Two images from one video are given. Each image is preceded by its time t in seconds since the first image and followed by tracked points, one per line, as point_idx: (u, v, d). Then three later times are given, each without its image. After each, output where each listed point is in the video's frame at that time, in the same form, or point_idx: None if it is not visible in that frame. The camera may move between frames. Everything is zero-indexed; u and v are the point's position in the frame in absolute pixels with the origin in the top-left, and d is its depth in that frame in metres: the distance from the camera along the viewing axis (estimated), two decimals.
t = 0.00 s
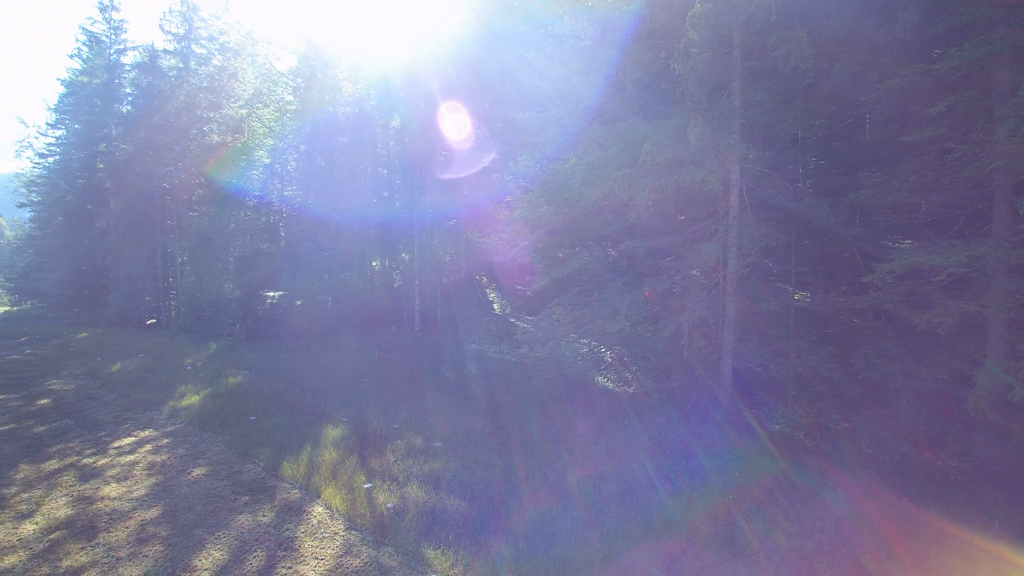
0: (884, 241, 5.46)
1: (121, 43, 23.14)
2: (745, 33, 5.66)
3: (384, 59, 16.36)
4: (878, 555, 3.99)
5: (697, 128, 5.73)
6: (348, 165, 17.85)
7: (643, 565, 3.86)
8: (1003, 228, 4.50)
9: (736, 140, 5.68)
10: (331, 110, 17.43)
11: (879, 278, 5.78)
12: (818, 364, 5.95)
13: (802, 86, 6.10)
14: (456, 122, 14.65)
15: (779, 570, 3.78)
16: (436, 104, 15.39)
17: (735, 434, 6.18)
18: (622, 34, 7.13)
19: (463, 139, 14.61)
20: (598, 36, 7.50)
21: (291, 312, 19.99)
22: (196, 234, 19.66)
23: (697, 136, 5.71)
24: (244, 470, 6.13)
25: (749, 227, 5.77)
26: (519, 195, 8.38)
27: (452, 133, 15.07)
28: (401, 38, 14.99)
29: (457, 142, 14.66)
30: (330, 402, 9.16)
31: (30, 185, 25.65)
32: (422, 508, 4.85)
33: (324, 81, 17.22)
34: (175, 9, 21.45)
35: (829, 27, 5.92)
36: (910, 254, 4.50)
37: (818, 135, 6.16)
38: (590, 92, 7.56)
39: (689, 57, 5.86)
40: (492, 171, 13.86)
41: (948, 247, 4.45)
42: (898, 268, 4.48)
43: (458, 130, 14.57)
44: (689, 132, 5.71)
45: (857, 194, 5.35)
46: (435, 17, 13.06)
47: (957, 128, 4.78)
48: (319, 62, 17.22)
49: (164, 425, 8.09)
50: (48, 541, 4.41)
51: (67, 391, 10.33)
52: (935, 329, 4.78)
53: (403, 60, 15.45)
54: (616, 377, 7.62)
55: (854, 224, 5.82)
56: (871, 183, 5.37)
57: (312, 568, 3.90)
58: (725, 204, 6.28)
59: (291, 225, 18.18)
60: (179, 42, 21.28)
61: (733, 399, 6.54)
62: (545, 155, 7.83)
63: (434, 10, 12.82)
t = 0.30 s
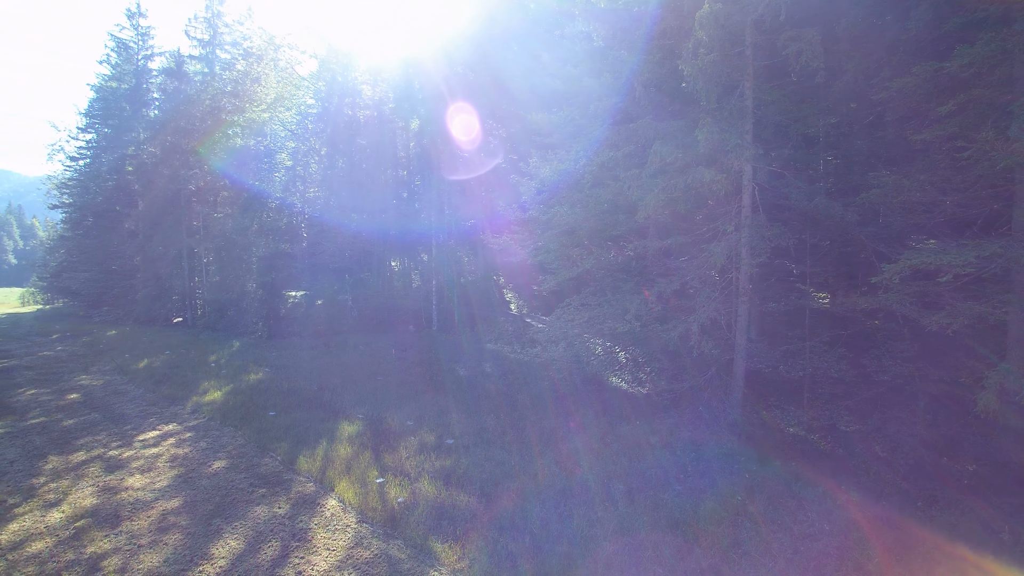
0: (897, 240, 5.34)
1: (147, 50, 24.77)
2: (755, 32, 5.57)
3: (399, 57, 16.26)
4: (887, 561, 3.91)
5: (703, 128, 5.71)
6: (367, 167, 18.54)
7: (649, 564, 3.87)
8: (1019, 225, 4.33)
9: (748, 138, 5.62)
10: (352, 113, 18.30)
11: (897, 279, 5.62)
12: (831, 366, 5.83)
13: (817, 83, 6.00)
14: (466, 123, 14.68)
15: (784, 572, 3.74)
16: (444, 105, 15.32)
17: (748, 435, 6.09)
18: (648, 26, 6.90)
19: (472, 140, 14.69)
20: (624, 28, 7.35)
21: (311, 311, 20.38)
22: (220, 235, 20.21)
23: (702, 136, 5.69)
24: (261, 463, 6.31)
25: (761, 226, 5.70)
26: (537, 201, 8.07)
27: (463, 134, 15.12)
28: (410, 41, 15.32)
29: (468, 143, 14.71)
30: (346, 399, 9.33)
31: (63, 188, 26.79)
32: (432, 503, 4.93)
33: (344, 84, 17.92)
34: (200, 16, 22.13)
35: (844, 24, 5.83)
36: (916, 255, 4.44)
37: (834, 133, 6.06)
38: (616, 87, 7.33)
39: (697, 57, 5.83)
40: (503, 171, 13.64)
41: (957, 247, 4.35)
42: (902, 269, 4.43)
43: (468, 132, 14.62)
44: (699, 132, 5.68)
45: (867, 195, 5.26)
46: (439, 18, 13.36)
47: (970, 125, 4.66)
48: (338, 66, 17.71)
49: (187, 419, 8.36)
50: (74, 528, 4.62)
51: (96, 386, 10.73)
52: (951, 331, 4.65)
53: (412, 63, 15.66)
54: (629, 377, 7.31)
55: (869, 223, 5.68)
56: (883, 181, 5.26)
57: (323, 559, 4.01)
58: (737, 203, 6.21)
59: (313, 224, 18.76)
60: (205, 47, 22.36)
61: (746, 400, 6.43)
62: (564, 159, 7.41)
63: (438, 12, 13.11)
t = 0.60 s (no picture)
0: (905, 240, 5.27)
1: (169, 54, 25.48)
2: (764, 31, 5.54)
3: (418, 59, 16.48)
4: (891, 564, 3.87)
5: (711, 129, 5.69)
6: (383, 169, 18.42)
7: (651, 561, 3.89)
8: None
9: (756, 138, 5.59)
10: (368, 115, 18.20)
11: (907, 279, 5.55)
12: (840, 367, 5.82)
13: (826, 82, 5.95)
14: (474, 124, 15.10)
15: (786, 573, 3.73)
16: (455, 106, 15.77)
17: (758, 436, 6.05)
18: (665, 25, 6.87)
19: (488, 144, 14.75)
20: (637, 28, 7.28)
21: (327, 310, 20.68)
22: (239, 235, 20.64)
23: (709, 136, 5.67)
24: (276, 458, 6.47)
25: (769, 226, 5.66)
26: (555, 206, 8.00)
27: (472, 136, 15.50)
28: (432, 46, 15.64)
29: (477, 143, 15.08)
30: (359, 397, 9.48)
31: (88, 190, 27.60)
32: (439, 498, 5.01)
33: (359, 87, 17.91)
34: (220, 21, 22.59)
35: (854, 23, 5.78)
36: (918, 256, 4.41)
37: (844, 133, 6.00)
38: (632, 88, 7.22)
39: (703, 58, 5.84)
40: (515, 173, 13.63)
41: (961, 247, 4.32)
42: (904, 270, 4.41)
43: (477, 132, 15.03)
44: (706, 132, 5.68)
45: (874, 194, 5.21)
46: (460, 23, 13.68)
47: (979, 123, 4.59)
48: (355, 69, 17.77)
49: (205, 415, 8.58)
50: (95, 518, 4.80)
51: (118, 382, 11.06)
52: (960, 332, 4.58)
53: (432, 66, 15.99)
54: (639, 377, 7.39)
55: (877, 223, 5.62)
56: (889, 181, 5.20)
57: (332, 551, 4.12)
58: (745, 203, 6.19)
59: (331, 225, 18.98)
60: (224, 52, 22.79)
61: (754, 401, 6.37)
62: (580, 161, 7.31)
63: (461, 18, 13.42)
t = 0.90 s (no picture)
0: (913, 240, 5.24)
1: (193, 60, 26.30)
2: (775, 30, 5.52)
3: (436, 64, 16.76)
4: (897, 566, 3.85)
5: (720, 128, 5.70)
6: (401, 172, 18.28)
7: (653, 556, 3.94)
8: None
9: (766, 137, 5.59)
10: (385, 119, 17.97)
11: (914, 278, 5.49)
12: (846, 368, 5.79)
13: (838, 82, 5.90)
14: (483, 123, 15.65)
15: (788, 571, 3.74)
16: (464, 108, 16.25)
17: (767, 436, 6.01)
18: (682, 25, 6.97)
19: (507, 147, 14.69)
20: (654, 29, 7.37)
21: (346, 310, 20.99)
22: (261, 236, 21.13)
23: (718, 137, 5.68)
24: (293, 451, 6.67)
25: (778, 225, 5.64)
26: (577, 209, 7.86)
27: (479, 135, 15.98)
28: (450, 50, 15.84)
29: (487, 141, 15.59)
30: (375, 394, 9.66)
31: (117, 192, 28.61)
32: (448, 492, 5.12)
33: (377, 90, 17.82)
34: (243, 26, 23.15)
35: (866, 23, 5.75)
36: (923, 256, 4.40)
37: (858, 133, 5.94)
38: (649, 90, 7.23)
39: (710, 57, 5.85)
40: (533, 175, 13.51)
41: (969, 246, 4.28)
42: (908, 270, 4.41)
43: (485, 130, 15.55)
44: (714, 133, 5.71)
45: (883, 193, 5.18)
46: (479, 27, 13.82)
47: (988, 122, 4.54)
48: (373, 74, 17.76)
49: (226, 410, 8.86)
50: (120, 506, 5.04)
51: (144, 378, 11.48)
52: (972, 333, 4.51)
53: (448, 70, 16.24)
54: (652, 377, 7.70)
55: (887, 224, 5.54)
56: (897, 182, 5.21)
57: (343, 540, 4.26)
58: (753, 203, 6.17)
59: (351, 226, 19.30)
60: (248, 57, 23.46)
61: (765, 401, 6.33)
62: (600, 161, 7.28)
63: (478, 21, 13.53)
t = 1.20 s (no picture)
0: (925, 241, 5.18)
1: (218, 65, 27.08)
2: (784, 31, 5.52)
3: (451, 68, 16.90)
4: (898, 566, 3.86)
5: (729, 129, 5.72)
6: (419, 173, 18.54)
7: (655, 552, 4.01)
8: None
9: (775, 138, 5.58)
10: (403, 121, 18.46)
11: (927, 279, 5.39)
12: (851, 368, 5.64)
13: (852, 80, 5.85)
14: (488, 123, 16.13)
15: (789, 569, 3.78)
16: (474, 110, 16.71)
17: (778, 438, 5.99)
18: (695, 27, 6.95)
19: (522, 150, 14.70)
20: (667, 32, 7.40)
21: (364, 309, 21.37)
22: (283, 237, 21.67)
23: (725, 138, 5.71)
24: (311, 445, 6.88)
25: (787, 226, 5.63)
26: (594, 213, 7.75)
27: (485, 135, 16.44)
28: (451, 50, 16.47)
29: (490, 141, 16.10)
30: (390, 392, 9.85)
31: (145, 194, 29.59)
32: (458, 486, 5.25)
33: (397, 94, 18.38)
34: (266, 33, 23.76)
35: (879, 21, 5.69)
36: (925, 256, 4.43)
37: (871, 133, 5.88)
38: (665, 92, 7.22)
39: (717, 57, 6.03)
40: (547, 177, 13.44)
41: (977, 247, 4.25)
42: (907, 271, 4.46)
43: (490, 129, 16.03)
44: (723, 133, 5.73)
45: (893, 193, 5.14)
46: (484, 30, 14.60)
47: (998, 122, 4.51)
48: (393, 78, 18.33)
49: (248, 405, 9.16)
50: (146, 495, 5.30)
51: (169, 374, 11.92)
52: (981, 333, 4.49)
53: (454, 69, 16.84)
54: (665, 377, 7.66)
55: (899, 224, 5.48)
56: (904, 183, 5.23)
57: (356, 529, 4.42)
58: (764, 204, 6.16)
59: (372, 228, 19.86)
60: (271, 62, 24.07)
61: (776, 402, 6.28)
62: (617, 164, 7.28)
63: (497, 22, 13.72)
